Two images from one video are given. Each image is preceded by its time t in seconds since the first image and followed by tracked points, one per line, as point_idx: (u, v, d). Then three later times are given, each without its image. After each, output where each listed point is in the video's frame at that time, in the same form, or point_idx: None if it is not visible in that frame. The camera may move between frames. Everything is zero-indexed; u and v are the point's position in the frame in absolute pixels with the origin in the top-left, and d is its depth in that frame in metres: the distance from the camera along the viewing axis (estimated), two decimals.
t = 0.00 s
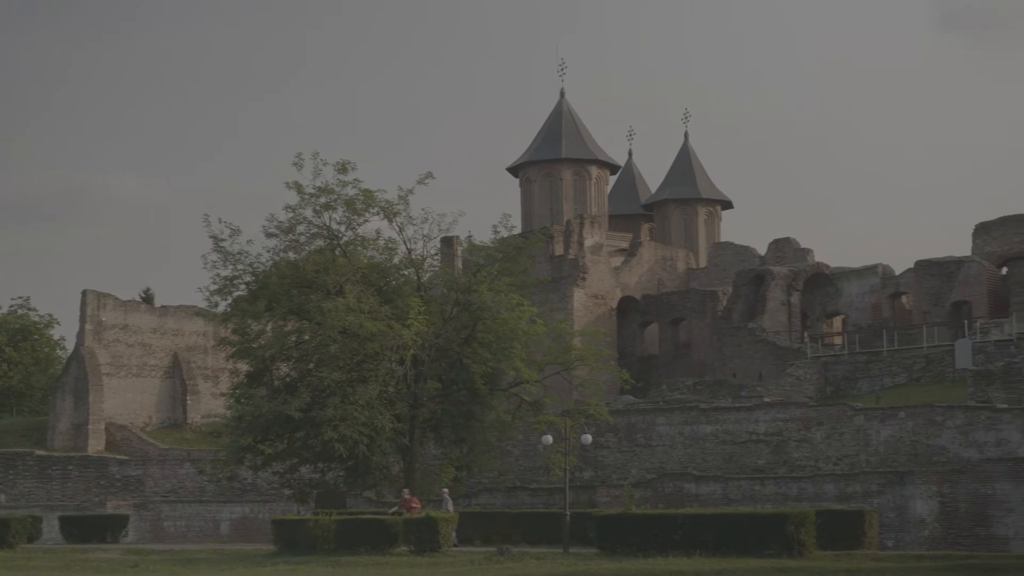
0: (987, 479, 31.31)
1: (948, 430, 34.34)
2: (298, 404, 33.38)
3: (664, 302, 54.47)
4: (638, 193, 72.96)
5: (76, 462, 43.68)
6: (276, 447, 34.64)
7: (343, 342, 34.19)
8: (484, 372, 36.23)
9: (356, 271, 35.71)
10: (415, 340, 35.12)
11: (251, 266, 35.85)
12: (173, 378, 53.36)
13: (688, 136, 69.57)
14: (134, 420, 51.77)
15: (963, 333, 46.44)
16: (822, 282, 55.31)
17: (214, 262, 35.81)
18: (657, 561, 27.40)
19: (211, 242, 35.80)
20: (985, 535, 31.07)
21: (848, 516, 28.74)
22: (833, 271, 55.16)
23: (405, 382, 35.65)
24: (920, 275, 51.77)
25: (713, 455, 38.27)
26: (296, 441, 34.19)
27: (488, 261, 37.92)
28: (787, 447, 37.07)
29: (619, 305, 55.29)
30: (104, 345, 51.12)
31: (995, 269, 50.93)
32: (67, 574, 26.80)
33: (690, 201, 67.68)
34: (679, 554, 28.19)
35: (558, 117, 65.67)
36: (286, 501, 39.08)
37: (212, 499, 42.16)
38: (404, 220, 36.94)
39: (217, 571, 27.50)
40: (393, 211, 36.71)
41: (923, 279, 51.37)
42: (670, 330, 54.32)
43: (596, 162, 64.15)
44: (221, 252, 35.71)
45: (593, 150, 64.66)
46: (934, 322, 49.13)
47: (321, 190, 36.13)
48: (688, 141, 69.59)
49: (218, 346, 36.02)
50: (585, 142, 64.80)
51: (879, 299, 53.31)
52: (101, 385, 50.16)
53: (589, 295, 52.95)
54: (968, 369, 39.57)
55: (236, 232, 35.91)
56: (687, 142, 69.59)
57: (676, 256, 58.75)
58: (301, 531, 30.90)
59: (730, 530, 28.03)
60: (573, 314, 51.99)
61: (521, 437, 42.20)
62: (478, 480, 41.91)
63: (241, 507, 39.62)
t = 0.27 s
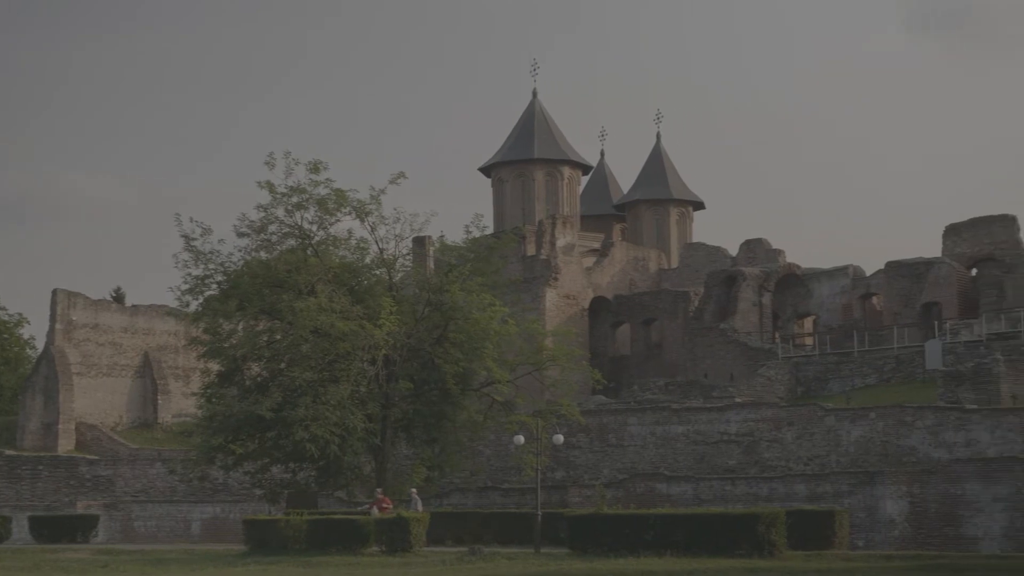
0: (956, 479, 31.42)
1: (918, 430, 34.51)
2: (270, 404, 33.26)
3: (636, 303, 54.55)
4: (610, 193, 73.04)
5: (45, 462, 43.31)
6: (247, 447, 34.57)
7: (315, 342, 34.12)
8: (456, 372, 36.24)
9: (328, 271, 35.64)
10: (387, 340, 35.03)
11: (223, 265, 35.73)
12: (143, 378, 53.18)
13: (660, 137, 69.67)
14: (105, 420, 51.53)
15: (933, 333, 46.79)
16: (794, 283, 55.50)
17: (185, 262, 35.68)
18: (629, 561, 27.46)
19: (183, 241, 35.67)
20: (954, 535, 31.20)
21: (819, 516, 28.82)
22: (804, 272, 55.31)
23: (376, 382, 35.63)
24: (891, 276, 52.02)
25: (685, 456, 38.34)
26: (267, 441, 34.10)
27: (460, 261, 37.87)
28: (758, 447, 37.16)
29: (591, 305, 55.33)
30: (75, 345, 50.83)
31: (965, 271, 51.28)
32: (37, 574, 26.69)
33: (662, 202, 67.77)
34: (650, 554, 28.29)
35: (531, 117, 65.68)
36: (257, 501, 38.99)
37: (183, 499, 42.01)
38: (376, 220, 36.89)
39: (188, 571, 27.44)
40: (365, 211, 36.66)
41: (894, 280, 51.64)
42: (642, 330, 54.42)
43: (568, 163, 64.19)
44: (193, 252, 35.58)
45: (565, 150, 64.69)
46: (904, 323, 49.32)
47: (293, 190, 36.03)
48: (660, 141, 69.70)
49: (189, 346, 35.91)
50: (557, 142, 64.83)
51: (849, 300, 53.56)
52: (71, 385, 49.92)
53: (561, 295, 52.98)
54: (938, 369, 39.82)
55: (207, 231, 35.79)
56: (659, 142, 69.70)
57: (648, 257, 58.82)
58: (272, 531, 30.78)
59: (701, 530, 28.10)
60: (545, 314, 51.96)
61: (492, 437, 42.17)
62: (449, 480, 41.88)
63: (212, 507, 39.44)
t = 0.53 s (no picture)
0: (928, 479, 31.67)
1: (890, 430, 34.66)
2: (243, 404, 33.14)
3: (610, 303, 54.59)
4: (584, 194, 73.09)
5: (17, 462, 43.04)
6: (220, 446, 34.39)
7: (288, 342, 34.05)
8: (430, 373, 36.24)
9: (301, 271, 35.56)
10: (361, 340, 34.97)
11: (196, 265, 35.59)
12: (116, 378, 52.96)
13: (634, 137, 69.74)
14: (77, 419, 51.29)
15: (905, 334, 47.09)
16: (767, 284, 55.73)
17: (158, 261, 35.57)
18: (602, 561, 27.51)
19: (156, 240, 35.55)
20: (926, 535, 31.42)
21: (792, 516, 28.90)
22: (777, 273, 55.46)
23: (350, 382, 35.61)
24: (864, 277, 52.27)
25: (658, 456, 38.39)
26: (240, 441, 33.98)
27: (434, 261, 37.80)
28: (731, 448, 37.21)
29: (565, 305, 55.37)
30: (47, 344, 50.55)
31: (937, 272, 51.51)
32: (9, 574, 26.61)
33: (636, 202, 67.85)
34: (624, 554, 28.32)
35: (505, 117, 65.67)
36: (230, 501, 38.86)
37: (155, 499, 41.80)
38: (350, 219, 36.84)
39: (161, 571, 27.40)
40: (339, 211, 36.59)
41: (866, 281, 51.91)
42: (615, 330, 54.50)
43: (542, 163, 64.22)
44: (166, 251, 35.46)
45: (539, 151, 64.71)
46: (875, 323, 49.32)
47: (267, 189, 35.94)
48: (634, 142, 69.78)
49: (162, 345, 35.78)
50: (531, 142, 64.84)
51: (822, 301, 53.74)
52: (43, 385, 49.67)
53: (535, 295, 53.00)
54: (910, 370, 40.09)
55: (181, 231, 35.68)
56: (633, 143, 69.77)
57: (621, 257, 58.87)
58: (245, 531, 30.69)
59: (675, 530, 28.15)
60: (518, 314, 51.96)
61: (466, 437, 42.09)
62: (423, 481, 41.83)
63: (184, 507, 39.25)
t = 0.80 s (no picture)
0: (902, 480, 31.77)
1: (865, 430, 34.78)
2: (218, 404, 33.10)
3: (586, 303, 54.65)
4: (560, 194, 73.13)
5: None
6: (195, 446, 34.29)
7: (264, 342, 33.97)
8: (405, 373, 36.21)
9: (277, 270, 35.45)
10: (337, 340, 34.93)
11: (171, 264, 35.46)
12: (90, 378, 52.74)
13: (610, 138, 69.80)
14: (51, 419, 51.04)
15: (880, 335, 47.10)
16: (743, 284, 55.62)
17: (133, 261, 35.42)
18: (577, 561, 27.54)
19: (131, 239, 35.41)
20: (899, 535, 31.53)
21: (766, 516, 28.96)
22: (753, 273, 55.53)
23: (325, 382, 35.61)
24: (839, 278, 52.33)
25: (633, 456, 38.42)
26: (215, 441, 33.87)
27: (410, 261, 37.72)
28: (706, 448, 37.25)
29: (541, 306, 55.44)
30: (21, 344, 50.31)
31: (911, 273, 51.75)
32: None
33: (612, 203, 67.91)
34: (599, 554, 28.35)
35: (481, 117, 65.65)
36: (205, 501, 38.72)
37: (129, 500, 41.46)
38: (326, 219, 36.75)
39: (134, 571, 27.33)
40: (314, 210, 36.51)
41: (841, 281, 51.94)
42: (591, 330, 54.52)
43: (518, 163, 64.22)
44: (141, 250, 35.32)
45: (515, 151, 64.70)
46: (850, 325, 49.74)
47: (243, 189, 35.84)
48: (610, 142, 69.84)
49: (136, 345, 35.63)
50: (507, 143, 64.83)
51: (797, 301, 54.00)
52: (17, 384, 49.41)
53: (511, 295, 52.98)
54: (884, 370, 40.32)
55: (156, 230, 35.54)
56: (609, 143, 69.83)
57: (597, 257, 58.88)
58: (220, 531, 30.64)
59: (650, 530, 28.18)
60: (494, 314, 51.98)
61: (441, 437, 41.97)
62: (398, 481, 41.78)
63: (159, 507, 39.13)
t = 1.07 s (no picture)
0: (877, 480, 31.89)
1: (840, 431, 34.91)
2: (193, 404, 33.04)
3: (562, 303, 54.69)
4: (537, 194, 73.16)
5: None
6: (171, 446, 34.17)
7: (240, 342, 33.86)
8: (382, 373, 36.16)
9: (253, 270, 35.36)
10: (313, 340, 34.87)
11: (147, 264, 35.35)
12: (66, 377, 52.54)
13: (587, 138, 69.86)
14: (26, 419, 50.80)
15: (856, 335, 47.29)
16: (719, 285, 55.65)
17: (109, 260, 35.30)
18: (554, 561, 27.57)
19: (107, 239, 35.28)
20: (874, 535, 31.65)
21: (742, 516, 29.04)
22: (729, 274, 55.67)
23: (302, 382, 35.52)
24: (815, 278, 52.52)
25: (610, 456, 38.46)
26: (190, 441, 33.76)
27: (387, 261, 37.64)
28: (682, 448, 37.32)
29: (518, 306, 55.46)
30: None
31: (887, 273, 51.94)
32: None
33: (589, 203, 67.97)
34: (575, 555, 28.36)
35: (458, 117, 65.62)
36: (181, 501, 38.61)
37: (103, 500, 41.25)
38: (302, 218, 36.68)
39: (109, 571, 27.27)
40: (291, 210, 36.43)
41: (817, 282, 52.12)
42: (567, 330, 54.53)
43: (495, 163, 64.22)
44: (117, 249, 35.19)
45: (492, 151, 64.71)
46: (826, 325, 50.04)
47: (219, 188, 35.73)
48: (587, 143, 69.90)
49: (112, 344, 35.50)
50: (484, 143, 64.82)
51: (773, 302, 54.19)
52: None
53: (487, 296, 52.98)
54: (860, 371, 40.46)
55: (132, 230, 35.43)
56: (586, 143, 69.89)
57: (574, 257, 58.90)
58: (195, 531, 30.60)
59: (626, 531, 28.21)
60: (470, 314, 52.01)
61: (418, 437, 41.76)
62: (374, 481, 41.77)
63: (135, 507, 39.03)
